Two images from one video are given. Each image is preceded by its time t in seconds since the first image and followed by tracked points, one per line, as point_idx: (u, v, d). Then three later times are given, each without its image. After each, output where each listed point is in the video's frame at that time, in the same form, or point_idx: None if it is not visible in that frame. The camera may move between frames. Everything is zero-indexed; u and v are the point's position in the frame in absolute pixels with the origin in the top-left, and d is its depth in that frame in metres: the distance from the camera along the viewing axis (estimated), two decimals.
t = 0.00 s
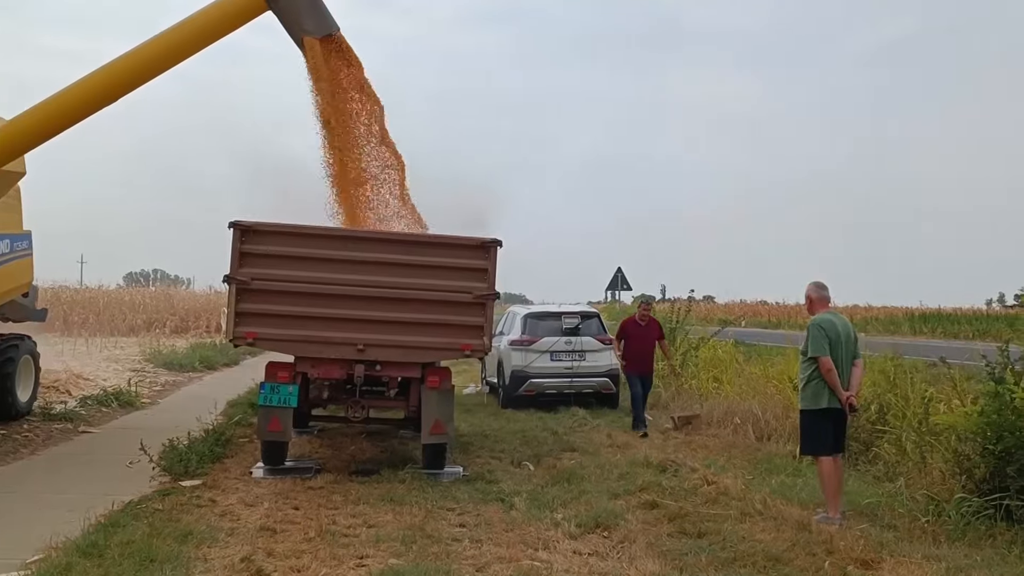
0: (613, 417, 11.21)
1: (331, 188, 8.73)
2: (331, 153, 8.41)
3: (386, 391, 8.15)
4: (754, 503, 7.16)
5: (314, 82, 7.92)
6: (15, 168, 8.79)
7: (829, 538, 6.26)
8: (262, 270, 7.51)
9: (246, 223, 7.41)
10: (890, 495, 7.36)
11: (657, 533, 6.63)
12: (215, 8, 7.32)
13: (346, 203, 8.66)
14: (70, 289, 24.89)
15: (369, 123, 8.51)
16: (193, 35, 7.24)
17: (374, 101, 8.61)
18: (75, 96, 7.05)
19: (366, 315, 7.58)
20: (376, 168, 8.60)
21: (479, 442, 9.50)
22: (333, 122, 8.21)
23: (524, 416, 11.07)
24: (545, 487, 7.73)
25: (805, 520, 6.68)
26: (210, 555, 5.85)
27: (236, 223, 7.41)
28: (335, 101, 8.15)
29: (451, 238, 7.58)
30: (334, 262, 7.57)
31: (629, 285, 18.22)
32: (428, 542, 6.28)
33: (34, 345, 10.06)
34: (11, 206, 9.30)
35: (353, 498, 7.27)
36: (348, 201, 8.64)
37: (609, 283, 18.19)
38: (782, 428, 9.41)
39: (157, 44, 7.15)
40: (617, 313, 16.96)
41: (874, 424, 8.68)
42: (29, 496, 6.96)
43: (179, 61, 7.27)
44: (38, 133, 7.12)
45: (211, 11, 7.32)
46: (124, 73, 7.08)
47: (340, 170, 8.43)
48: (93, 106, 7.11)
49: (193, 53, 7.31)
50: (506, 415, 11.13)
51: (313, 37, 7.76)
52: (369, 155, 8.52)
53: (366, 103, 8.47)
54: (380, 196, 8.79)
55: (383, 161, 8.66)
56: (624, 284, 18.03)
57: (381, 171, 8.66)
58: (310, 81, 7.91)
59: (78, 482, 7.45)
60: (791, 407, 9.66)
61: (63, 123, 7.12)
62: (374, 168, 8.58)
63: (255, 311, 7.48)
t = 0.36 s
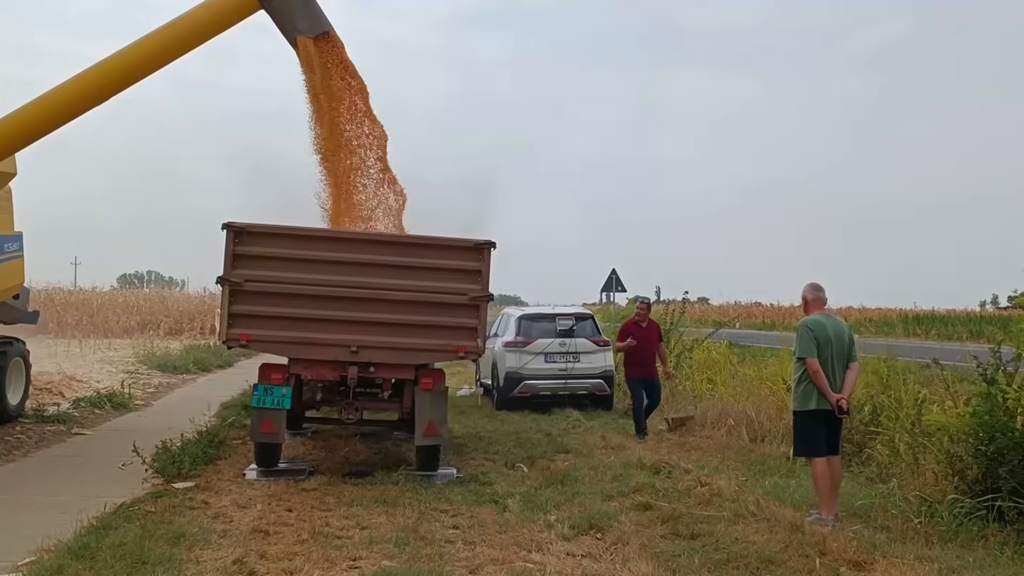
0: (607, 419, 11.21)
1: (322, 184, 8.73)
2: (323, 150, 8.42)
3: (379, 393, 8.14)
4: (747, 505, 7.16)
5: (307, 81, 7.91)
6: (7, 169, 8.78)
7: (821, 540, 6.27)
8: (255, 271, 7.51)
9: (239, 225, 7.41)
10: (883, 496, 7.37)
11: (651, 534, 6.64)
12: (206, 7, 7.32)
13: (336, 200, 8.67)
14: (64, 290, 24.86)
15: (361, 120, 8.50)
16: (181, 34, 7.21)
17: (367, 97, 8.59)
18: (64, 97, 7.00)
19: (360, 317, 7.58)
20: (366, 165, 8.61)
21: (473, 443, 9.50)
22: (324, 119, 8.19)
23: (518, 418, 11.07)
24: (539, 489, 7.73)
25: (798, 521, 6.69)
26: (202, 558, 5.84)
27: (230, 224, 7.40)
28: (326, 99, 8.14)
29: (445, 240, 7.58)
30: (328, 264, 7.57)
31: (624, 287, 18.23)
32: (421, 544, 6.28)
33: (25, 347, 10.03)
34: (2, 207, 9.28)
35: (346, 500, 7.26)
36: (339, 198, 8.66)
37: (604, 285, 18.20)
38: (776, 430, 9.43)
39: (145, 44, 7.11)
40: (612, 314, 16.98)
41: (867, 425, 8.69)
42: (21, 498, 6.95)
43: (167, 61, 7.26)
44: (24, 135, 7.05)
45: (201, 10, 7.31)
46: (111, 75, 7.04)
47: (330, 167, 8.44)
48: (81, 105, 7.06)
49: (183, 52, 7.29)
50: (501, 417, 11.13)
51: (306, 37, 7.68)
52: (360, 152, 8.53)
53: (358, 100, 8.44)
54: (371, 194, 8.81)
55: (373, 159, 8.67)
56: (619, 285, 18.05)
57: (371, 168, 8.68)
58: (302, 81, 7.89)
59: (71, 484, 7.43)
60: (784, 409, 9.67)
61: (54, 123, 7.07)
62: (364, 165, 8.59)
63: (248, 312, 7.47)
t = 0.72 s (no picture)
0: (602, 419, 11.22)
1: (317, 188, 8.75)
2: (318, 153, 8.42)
3: (375, 393, 8.15)
4: (741, 505, 7.16)
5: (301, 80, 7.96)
6: None
7: (816, 540, 6.27)
8: (250, 272, 7.51)
9: (234, 225, 7.40)
10: (878, 496, 7.38)
11: (646, 534, 6.64)
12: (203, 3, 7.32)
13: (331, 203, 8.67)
14: (59, 291, 24.85)
15: (357, 124, 8.53)
16: (176, 31, 7.21)
17: (365, 100, 8.62)
18: (55, 96, 7.01)
19: (355, 318, 7.58)
20: (362, 169, 8.62)
21: (468, 444, 9.50)
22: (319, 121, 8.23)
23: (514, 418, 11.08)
24: (534, 489, 7.73)
25: (793, 522, 6.70)
26: (196, 558, 5.84)
27: (224, 225, 7.39)
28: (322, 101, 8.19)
29: (441, 240, 7.58)
30: (323, 264, 7.57)
31: (619, 287, 18.24)
32: (416, 544, 6.27)
33: (18, 348, 10.01)
34: None
35: (341, 500, 7.26)
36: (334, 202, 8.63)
37: (600, 286, 18.22)
38: (771, 430, 9.44)
39: (138, 43, 7.11)
40: (608, 315, 16.99)
41: (862, 426, 8.71)
42: (16, 498, 6.96)
43: (162, 57, 7.25)
44: (17, 133, 7.06)
45: (194, 8, 7.31)
46: (105, 73, 7.04)
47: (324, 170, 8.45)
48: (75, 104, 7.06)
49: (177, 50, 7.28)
50: (497, 418, 11.13)
51: (300, 35, 7.83)
52: (355, 155, 8.54)
53: (354, 103, 8.48)
54: (367, 198, 8.79)
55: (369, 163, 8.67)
56: (614, 286, 18.06)
57: (367, 172, 8.68)
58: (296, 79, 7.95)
59: (64, 484, 7.43)
60: (779, 410, 9.69)
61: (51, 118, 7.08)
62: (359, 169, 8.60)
63: (243, 313, 7.47)
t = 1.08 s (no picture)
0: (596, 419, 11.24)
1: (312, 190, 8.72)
2: (313, 154, 8.40)
3: (369, 393, 8.15)
4: (734, 505, 7.18)
5: (294, 78, 7.98)
6: None
7: (809, 539, 6.28)
8: (243, 272, 7.50)
9: (228, 225, 7.39)
10: (871, 496, 7.40)
11: (639, 534, 6.65)
12: None
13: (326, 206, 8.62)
14: (52, 291, 24.79)
15: (351, 123, 8.56)
16: (172, 27, 7.23)
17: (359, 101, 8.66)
18: (45, 96, 6.98)
19: (349, 318, 7.57)
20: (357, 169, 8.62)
21: (462, 444, 9.51)
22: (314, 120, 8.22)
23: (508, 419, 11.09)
24: (528, 489, 7.74)
25: (786, 521, 6.72)
26: (189, 558, 5.83)
27: (218, 224, 7.39)
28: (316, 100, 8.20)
29: (434, 240, 7.59)
30: (317, 264, 7.57)
31: (614, 288, 18.26)
32: (410, 544, 6.28)
33: (11, 348, 9.99)
34: None
35: (334, 500, 7.26)
36: (329, 203, 8.58)
37: (595, 286, 18.24)
38: (765, 430, 9.47)
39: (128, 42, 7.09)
40: (602, 315, 17.02)
41: (855, 425, 8.74)
42: (9, 499, 6.94)
43: (159, 53, 7.25)
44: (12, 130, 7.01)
45: (188, 4, 7.32)
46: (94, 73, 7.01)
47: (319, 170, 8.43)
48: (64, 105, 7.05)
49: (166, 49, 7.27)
50: (491, 417, 11.14)
51: (293, 33, 7.91)
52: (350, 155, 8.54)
53: (349, 102, 8.51)
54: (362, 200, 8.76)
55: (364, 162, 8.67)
56: (609, 287, 18.08)
57: (362, 172, 8.68)
58: (290, 78, 7.97)
59: (57, 485, 7.42)
60: (773, 410, 9.71)
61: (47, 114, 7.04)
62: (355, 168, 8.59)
63: (236, 313, 7.47)
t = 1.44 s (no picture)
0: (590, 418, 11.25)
1: (304, 185, 8.75)
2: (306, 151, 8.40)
3: (362, 393, 8.14)
4: (727, 503, 7.20)
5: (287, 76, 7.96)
6: None
7: (801, 537, 6.30)
8: (236, 271, 7.48)
9: (220, 224, 7.38)
10: (863, 494, 7.42)
11: (632, 532, 6.66)
12: None
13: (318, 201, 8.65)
14: (44, 290, 24.71)
15: (345, 120, 8.53)
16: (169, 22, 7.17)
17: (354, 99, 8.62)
18: (29, 94, 6.80)
19: (342, 316, 7.57)
20: (349, 167, 8.64)
21: (455, 443, 9.50)
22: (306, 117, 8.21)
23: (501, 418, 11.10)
24: (521, 488, 7.74)
25: (778, 519, 6.73)
26: (182, 558, 5.82)
27: (210, 223, 7.37)
28: (309, 98, 8.19)
29: (428, 239, 7.58)
30: (310, 263, 7.56)
31: (607, 287, 18.27)
32: (403, 543, 6.27)
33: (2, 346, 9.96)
34: None
35: (327, 499, 7.25)
36: (321, 200, 8.62)
37: (588, 285, 18.26)
38: (757, 428, 9.49)
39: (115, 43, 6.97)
40: (595, 314, 17.04)
41: (848, 424, 8.76)
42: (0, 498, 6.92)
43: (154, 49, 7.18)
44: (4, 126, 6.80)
45: None
46: (82, 71, 6.87)
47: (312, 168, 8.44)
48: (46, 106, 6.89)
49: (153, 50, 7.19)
50: (484, 416, 11.14)
51: (286, 31, 7.87)
52: (343, 153, 8.54)
53: (343, 100, 8.48)
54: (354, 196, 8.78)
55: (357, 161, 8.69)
56: (603, 286, 18.09)
57: (355, 169, 8.68)
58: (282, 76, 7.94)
59: (49, 484, 7.40)
60: (766, 408, 9.74)
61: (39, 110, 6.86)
62: (347, 167, 8.61)
63: (229, 312, 7.45)
